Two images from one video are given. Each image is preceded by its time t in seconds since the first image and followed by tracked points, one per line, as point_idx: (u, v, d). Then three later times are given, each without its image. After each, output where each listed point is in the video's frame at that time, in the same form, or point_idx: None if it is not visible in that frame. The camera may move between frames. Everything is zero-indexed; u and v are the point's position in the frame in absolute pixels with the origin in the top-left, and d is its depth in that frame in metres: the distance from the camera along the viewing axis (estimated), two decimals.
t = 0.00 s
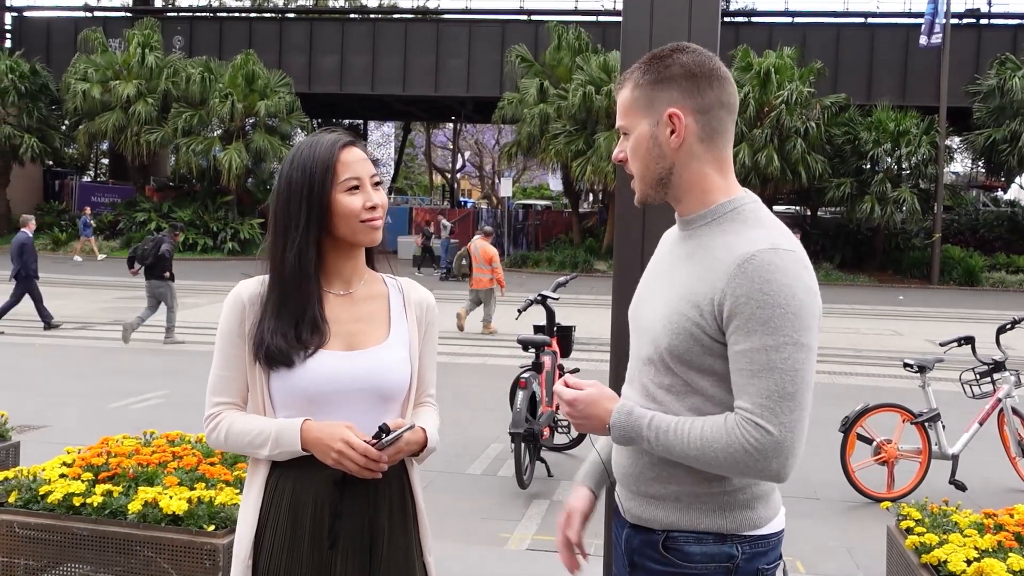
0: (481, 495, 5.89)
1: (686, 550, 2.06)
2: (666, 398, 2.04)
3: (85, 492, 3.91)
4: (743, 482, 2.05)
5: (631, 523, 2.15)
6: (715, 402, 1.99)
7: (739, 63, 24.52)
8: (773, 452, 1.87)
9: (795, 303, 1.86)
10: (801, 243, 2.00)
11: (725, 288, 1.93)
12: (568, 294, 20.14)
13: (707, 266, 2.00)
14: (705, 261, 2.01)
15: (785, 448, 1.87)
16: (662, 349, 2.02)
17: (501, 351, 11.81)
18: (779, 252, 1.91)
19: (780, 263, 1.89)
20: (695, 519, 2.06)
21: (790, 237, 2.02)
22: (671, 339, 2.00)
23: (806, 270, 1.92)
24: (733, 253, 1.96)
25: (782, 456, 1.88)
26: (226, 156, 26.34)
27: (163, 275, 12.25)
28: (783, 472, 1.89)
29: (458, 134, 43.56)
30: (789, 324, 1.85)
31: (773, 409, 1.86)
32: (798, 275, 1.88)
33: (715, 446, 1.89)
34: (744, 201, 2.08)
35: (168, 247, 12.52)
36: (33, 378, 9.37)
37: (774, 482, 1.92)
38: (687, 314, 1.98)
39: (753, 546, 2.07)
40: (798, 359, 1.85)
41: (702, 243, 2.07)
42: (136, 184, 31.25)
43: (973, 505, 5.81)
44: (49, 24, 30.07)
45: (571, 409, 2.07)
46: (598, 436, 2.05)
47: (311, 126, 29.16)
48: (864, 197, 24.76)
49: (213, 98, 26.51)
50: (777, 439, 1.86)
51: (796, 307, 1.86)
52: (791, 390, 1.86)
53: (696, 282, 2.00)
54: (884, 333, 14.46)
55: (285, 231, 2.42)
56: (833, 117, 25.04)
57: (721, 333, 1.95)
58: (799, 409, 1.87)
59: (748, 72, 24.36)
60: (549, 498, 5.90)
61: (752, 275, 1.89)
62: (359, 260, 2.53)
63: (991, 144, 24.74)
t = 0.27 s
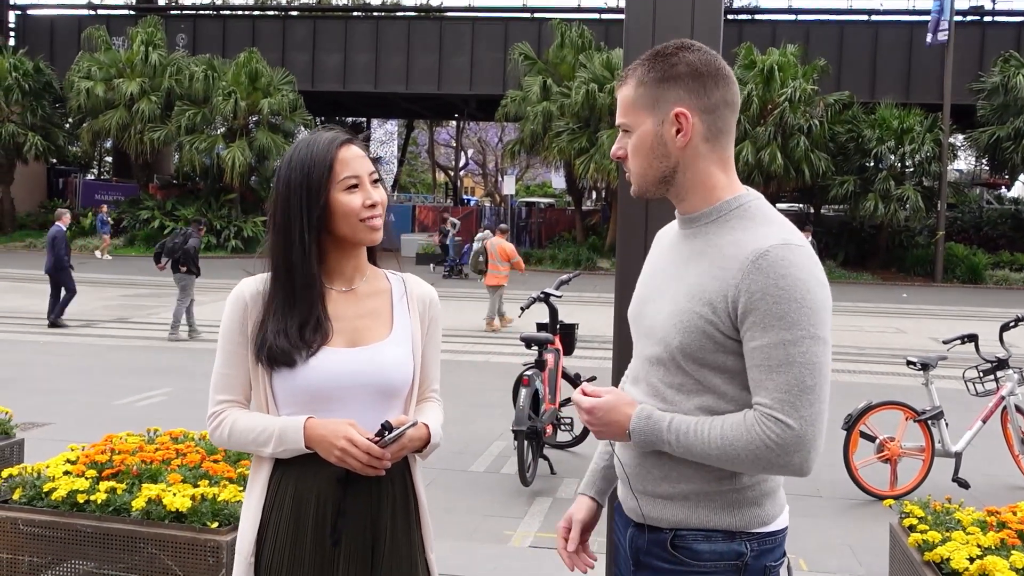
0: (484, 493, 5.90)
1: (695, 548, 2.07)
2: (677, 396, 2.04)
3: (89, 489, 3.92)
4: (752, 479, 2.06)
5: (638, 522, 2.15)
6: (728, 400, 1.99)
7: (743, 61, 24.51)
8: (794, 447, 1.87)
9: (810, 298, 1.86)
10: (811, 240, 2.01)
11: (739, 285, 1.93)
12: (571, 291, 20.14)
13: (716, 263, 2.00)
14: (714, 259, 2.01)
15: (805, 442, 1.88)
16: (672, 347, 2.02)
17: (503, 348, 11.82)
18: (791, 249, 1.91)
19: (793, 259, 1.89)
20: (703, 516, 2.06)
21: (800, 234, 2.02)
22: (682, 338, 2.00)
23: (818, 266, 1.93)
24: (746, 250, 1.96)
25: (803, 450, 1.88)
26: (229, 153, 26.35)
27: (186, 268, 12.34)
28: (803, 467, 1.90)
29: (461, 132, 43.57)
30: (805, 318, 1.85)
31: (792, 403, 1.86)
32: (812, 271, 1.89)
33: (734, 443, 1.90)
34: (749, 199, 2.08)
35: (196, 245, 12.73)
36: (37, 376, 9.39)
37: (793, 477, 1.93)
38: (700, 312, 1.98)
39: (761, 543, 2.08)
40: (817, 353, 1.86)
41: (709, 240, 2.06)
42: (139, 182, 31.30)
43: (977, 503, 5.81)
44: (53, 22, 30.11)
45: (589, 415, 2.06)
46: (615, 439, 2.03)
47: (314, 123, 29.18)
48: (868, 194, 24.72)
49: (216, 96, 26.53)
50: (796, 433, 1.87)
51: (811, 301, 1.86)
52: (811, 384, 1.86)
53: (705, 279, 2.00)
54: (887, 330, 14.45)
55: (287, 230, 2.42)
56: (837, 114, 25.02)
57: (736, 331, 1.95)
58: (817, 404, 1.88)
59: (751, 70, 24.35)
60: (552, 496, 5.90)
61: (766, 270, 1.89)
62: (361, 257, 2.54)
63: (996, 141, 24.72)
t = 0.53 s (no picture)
0: (486, 490, 5.90)
1: (699, 546, 2.07)
2: (681, 395, 2.03)
3: (92, 486, 3.93)
4: (756, 476, 2.06)
5: (642, 520, 2.15)
6: (732, 397, 1.99)
7: (746, 58, 24.49)
8: (799, 442, 1.87)
9: (814, 294, 1.86)
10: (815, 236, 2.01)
11: (742, 282, 1.93)
12: (573, 289, 20.14)
13: (719, 260, 2.00)
14: (717, 257, 2.01)
15: (810, 437, 1.88)
16: (676, 345, 2.02)
17: (506, 346, 11.82)
18: (794, 245, 1.91)
19: (796, 256, 1.89)
20: (708, 514, 2.06)
21: (803, 231, 2.02)
22: (686, 336, 2.00)
23: (822, 263, 1.93)
24: (749, 247, 1.96)
25: (808, 446, 1.88)
26: (232, 151, 26.34)
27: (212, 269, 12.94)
28: (808, 463, 1.89)
29: (464, 129, 43.55)
30: (809, 315, 1.85)
31: (797, 398, 1.86)
32: (816, 267, 1.89)
33: (739, 440, 1.90)
34: (750, 196, 2.08)
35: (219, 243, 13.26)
36: (40, 373, 9.40)
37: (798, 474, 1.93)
38: (703, 310, 1.98)
39: (766, 540, 2.08)
40: (820, 348, 1.86)
41: (712, 237, 2.06)
42: (142, 179, 31.33)
43: (979, 502, 5.80)
44: (56, 18, 30.12)
45: (592, 413, 2.05)
46: (617, 437, 2.03)
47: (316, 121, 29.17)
48: (871, 192, 24.67)
49: (219, 93, 26.53)
50: (802, 428, 1.86)
51: (815, 297, 1.86)
52: (814, 379, 1.86)
53: (708, 277, 2.00)
54: (890, 329, 14.43)
55: (287, 228, 2.41)
56: (840, 112, 24.95)
57: (739, 328, 1.95)
58: (822, 399, 1.88)
59: (754, 68, 24.33)
60: (554, 494, 5.91)
61: (769, 267, 1.89)
62: (362, 255, 2.54)
63: (999, 139, 24.70)
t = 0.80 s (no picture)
0: (488, 489, 5.89)
1: (701, 544, 2.06)
2: (681, 393, 2.02)
3: (94, 483, 3.92)
4: (757, 475, 2.05)
5: (643, 519, 2.14)
6: (732, 395, 1.98)
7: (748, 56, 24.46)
8: (799, 440, 1.86)
9: (814, 291, 1.85)
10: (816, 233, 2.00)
11: (742, 279, 1.91)
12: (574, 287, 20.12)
13: (719, 257, 1.99)
14: (718, 254, 2.00)
15: (810, 434, 1.86)
16: (677, 343, 2.00)
17: (508, 343, 11.82)
18: (794, 243, 1.90)
19: (797, 253, 1.88)
20: (709, 513, 2.05)
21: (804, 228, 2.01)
22: (687, 334, 1.99)
23: (823, 260, 1.91)
24: (749, 244, 1.95)
25: (807, 444, 1.87)
26: (233, 148, 26.33)
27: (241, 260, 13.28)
28: (807, 460, 1.88)
29: (465, 126, 43.52)
30: (809, 311, 1.84)
31: (797, 396, 1.85)
32: (816, 265, 1.88)
33: (738, 438, 1.88)
34: (751, 194, 2.07)
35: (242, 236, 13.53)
36: (41, 370, 9.40)
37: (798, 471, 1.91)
38: (704, 307, 1.96)
39: (767, 539, 2.07)
40: (820, 346, 1.85)
41: (713, 235, 2.05)
42: (144, 177, 31.34)
43: (982, 501, 5.79)
44: (57, 15, 30.11)
45: (591, 410, 2.04)
46: (616, 435, 2.02)
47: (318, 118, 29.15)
48: (873, 190, 24.64)
49: (221, 90, 26.52)
50: (802, 426, 1.85)
51: (816, 294, 1.85)
52: (814, 377, 1.85)
53: (709, 274, 1.99)
54: (892, 327, 14.42)
55: (285, 225, 2.40)
56: (842, 110, 24.88)
57: (739, 326, 1.94)
58: (822, 396, 1.86)
59: (756, 66, 24.30)
60: (556, 492, 5.90)
61: (769, 264, 1.88)
62: (360, 251, 2.53)
63: (1002, 138, 24.69)
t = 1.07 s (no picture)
0: (489, 487, 5.89)
1: (700, 543, 2.05)
2: (680, 390, 2.02)
3: (94, 481, 3.91)
4: (756, 474, 2.04)
5: (642, 517, 2.14)
6: (732, 394, 1.97)
7: (748, 55, 24.43)
8: (797, 439, 1.85)
9: (814, 290, 1.84)
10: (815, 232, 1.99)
11: (742, 277, 1.91)
12: (574, 285, 20.12)
13: (720, 255, 1.98)
14: (718, 253, 2.00)
15: (809, 433, 1.86)
16: (676, 342, 2.00)
17: (508, 342, 11.81)
18: (794, 241, 1.89)
19: (797, 251, 1.87)
20: (708, 511, 2.05)
21: (804, 226, 2.00)
22: (687, 332, 1.98)
23: (822, 259, 1.91)
24: (748, 243, 1.94)
25: (806, 443, 1.86)
26: (233, 146, 26.31)
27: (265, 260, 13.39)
28: (806, 460, 1.88)
29: (466, 124, 43.48)
30: (809, 310, 1.83)
31: (796, 395, 1.84)
32: (816, 265, 1.87)
33: (736, 436, 1.88)
34: (752, 192, 2.07)
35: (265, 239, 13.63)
36: (41, 368, 9.39)
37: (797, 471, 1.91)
38: (704, 306, 1.96)
39: (766, 538, 2.06)
40: (820, 345, 1.84)
41: (713, 234, 2.05)
42: (143, 174, 31.32)
43: (983, 500, 5.78)
44: (57, 13, 30.10)
45: (587, 406, 2.03)
46: (613, 431, 2.01)
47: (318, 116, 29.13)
48: (873, 189, 24.62)
49: (221, 88, 26.52)
50: (800, 425, 1.85)
51: (816, 294, 1.84)
52: (813, 376, 1.84)
53: (708, 272, 1.98)
54: (892, 326, 14.41)
55: (281, 221, 2.39)
56: (843, 108, 24.88)
57: (739, 325, 1.93)
58: (820, 396, 1.86)
59: (756, 64, 24.26)
60: (556, 490, 5.89)
61: (769, 262, 1.88)
62: (358, 248, 2.52)
63: (1002, 136, 24.68)
